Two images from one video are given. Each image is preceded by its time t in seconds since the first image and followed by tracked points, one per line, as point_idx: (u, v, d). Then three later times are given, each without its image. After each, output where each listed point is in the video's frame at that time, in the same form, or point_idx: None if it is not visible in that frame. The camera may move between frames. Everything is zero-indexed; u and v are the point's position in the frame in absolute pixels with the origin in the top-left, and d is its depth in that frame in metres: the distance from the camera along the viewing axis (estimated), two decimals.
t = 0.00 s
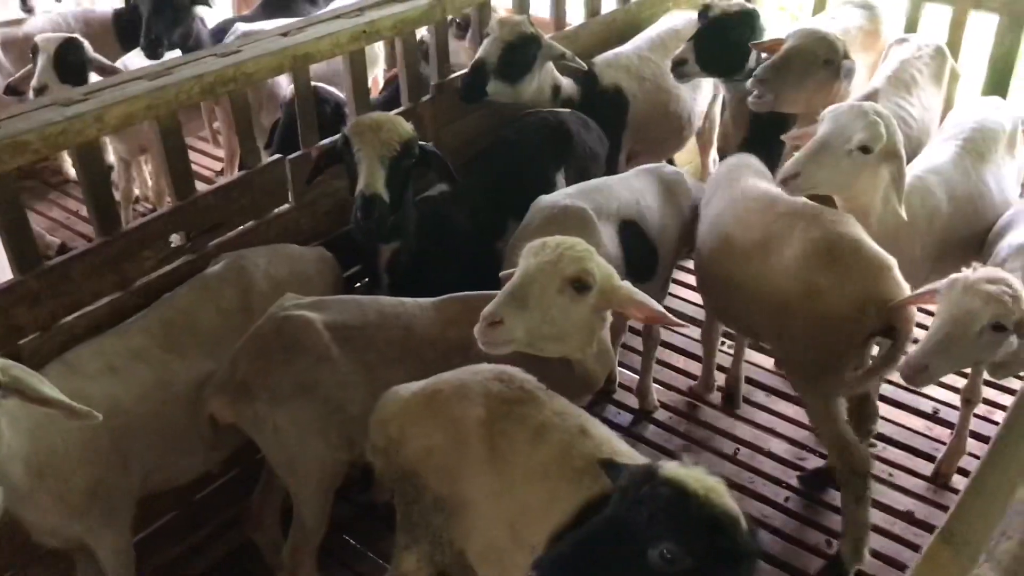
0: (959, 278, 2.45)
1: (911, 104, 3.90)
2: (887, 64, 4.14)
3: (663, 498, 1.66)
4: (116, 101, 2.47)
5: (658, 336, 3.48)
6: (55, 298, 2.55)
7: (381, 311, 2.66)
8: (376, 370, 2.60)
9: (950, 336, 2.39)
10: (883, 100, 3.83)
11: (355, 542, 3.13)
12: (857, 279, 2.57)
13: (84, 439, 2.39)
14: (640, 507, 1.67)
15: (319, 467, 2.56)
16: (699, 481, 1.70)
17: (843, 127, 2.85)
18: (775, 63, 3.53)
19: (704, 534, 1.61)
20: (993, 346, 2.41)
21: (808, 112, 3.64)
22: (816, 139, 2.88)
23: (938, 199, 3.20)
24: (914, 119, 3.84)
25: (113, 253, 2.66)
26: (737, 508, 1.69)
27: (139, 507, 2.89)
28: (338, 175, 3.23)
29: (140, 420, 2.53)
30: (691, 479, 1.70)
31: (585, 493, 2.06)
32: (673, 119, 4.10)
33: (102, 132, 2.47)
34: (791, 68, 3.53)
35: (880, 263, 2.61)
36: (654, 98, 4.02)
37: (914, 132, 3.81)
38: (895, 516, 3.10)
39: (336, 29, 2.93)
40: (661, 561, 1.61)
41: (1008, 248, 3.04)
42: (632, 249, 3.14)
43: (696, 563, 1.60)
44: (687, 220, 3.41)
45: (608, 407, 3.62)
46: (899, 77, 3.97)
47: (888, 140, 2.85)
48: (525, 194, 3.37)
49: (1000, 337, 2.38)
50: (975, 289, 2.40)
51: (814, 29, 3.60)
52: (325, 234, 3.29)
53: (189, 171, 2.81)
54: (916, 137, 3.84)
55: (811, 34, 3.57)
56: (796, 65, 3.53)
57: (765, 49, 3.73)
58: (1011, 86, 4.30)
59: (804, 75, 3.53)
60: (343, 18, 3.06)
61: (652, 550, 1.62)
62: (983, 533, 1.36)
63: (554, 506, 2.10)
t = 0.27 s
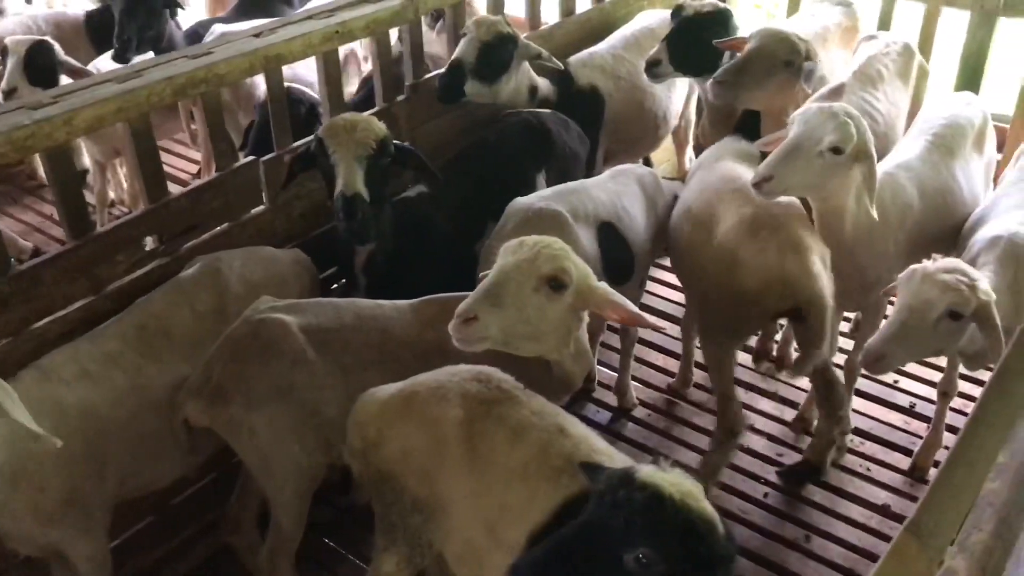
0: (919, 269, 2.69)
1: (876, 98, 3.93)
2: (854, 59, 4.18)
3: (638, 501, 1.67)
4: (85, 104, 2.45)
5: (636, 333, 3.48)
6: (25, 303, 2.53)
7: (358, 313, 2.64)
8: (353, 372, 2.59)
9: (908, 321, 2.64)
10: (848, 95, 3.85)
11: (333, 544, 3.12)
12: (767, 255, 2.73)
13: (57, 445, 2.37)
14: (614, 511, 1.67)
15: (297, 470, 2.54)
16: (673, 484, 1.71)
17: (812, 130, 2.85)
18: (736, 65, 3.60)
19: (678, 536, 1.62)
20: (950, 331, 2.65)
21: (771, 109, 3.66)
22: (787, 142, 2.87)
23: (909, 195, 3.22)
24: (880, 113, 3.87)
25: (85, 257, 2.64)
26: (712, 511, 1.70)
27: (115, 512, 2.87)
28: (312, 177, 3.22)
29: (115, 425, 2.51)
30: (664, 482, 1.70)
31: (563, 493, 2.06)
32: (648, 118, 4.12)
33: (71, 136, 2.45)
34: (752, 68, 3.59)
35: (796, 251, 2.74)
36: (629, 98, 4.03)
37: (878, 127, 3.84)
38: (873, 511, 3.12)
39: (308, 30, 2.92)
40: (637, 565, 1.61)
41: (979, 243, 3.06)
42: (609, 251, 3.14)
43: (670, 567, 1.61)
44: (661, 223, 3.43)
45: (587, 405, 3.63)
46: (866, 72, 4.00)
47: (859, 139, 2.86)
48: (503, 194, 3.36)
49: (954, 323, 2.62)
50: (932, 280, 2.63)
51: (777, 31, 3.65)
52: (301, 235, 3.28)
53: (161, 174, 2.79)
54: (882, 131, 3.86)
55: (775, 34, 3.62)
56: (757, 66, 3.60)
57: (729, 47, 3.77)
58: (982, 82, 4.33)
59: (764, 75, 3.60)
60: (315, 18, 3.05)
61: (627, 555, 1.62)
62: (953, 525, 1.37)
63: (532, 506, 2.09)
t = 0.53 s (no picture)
0: (884, 256, 2.70)
1: (851, 95, 3.96)
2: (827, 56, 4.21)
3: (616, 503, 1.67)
4: (56, 106, 2.43)
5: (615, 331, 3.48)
6: None
7: (336, 315, 2.63)
8: (330, 373, 2.58)
9: (868, 305, 2.65)
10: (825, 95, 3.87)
11: (313, 546, 3.11)
12: (675, 232, 2.93)
13: (31, 450, 2.35)
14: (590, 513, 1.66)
15: (275, 472, 2.53)
16: (653, 489, 1.72)
17: (785, 129, 2.87)
18: (706, 64, 3.63)
19: (655, 537, 1.63)
20: (909, 320, 2.65)
21: (745, 107, 3.70)
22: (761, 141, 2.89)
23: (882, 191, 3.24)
24: (857, 111, 3.91)
25: (58, 260, 2.62)
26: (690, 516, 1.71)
27: (92, 517, 2.85)
28: (288, 177, 3.21)
29: (91, 430, 2.49)
30: (644, 487, 1.71)
31: (541, 491, 2.06)
32: (624, 116, 4.13)
33: (43, 138, 2.43)
34: (722, 67, 3.62)
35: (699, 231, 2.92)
36: (606, 96, 4.04)
37: (855, 124, 3.87)
38: (851, 504, 3.16)
39: (282, 30, 2.91)
40: (613, 567, 1.60)
41: (953, 237, 3.09)
42: (586, 250, 3.14)
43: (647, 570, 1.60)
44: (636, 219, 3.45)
45: (568, 404, 3.63)
46: (840, 70, 4.04)
47: (832, 138, 2.88)
48: (480, 194, 3.36)
49: (913, 311, 2.63)
50: (895, 267, 2.64)
51: (751, 31, 3.67)
52: (278, 237, 3.27)
53: (135, 176, 2.77)
54: (860, 129, 3.90)
55: (745, 34, 3.65)
56: (727, 65, 3.63)
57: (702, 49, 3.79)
58: (955, 79, 4.37)
59: (736, 74, 3.62)
60: (288, 19, 3.04)
61: (604, 557, 1.61)
62: (921, 518, 1.38)
63: (511, 505, 2.09)
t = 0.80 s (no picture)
0: (845, 244, 2.73)
1: (838, 94, 3.99)
2: (811, 56, 4.22)
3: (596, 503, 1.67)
4: (29, 109, 2.41)
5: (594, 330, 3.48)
6: None
7: (315, 317, 2.62)
8: (309, 375, 2.57)
9: (827, 290, 2.67)
10: (814, 94, 3.90)
11: (295, 549, 3.10)
12: (639, 240, 3.00)
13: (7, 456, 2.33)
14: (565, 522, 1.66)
15: (254, 475, 2.52)
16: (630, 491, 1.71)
17: (762, 133, 2.89)
18: (694, 72, 3.65)
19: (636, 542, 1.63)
20: (869, 305, 2.67)
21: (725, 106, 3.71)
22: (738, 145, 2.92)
23: (855, 188, 3.27)
24: (844, 112, 3.95)
25: (33, 264, 2.60)
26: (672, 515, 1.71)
27: (70, 523, 2.83)
28: (265, 179, 3.20)
29: (68, 435, 2.47)
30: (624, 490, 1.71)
31: (521, 490, 2.07)
32: (602, 115, 4.14)
33: (16, 142, 2.41)
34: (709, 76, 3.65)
35: (655, 230, 3.01)
36: (583, 96, 4.05)
37: (844, 124, 3.91)
38: (830, 499, 3.21)
39: (257, 31, 2.90)
40: None
41: (930, 230, 3.12)
42: (566, 251, 3.15)
43: None
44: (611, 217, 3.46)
45: (548, 402, 3.64)
46: (825, 68, 4.07)
47: (808, 143, 2.91)
48: (458, 194, 3.36)
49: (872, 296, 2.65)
50: (855, 253, 2.68)
51: (739, 36, 3.68)
52: (255, 238, 3.26)
53: (110, 178, 2.76)
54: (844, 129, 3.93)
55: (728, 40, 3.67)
56: (715, 72, 3.65)
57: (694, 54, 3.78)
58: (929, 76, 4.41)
59: (725, 80, 3.64)
60: (263, 20, 3.03)
61: (586, 568, 1.61)
62: (891, 510, 1.40)
63: (491, 504, 2.10)
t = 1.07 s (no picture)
0: (809, 239, 2.75)
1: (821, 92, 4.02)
2: (794, 54, 4.22)
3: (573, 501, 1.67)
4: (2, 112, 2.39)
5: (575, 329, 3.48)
6: None
7: (294, 319, 2.61)
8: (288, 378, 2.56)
9: (790, 285, 2.69)
10: (797, 91, 3.93)
11: (277, 552, 3.09)
12: (621, 240, 3.00)
13: None
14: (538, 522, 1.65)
15: (234, 478, 2.50)
16: (607, 493, 1.73)
17: (738, 140, 2.92)
18: (682, 72, 3.65)
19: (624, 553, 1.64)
20: (834, 298, 2.69)
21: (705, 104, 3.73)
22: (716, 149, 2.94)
23: (832, 184, 3.30)
24: (827, 109, 3.97)
25: (8, 269, 2.58)
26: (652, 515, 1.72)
27: (49, 529, 2.80)
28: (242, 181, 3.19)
29: (46, 441, 2.45)
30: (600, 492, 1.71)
31: (502, 488, 2.07)
32: (580, 114, 4.15)
33: None
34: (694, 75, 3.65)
35: (635, 225, 3.02)
36: (560, 95, 4.06)
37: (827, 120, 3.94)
38: (810, 494, 3.24)
39: (232, 33, 2.89)
40: None
41: (909, 225, 3.14)
42: (546, 251, 3.16)
43: None
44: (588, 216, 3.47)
45: (530, 401, 3.65)
46: (808, 66, 4.08)
47: (784, 148, 2.95)
48: (435, 195, 3.36)
49: (835, 290, 2.66)
50: (817, 246, 2.70)
51: (722, 36, 3.69)
52: (233, 241, 3.24)
53: (85, 182, 2.74)
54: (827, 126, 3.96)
55: (713, 38, 3.67)
56: (702, 72, 3.65)
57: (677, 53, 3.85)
58: (903, 72, 4.44)
59: (713, 79, 3.65)
60: (238, 22, 3.02)
61: None
62: (867, 503, 1.41)
63: (472, 503, 2.10)
